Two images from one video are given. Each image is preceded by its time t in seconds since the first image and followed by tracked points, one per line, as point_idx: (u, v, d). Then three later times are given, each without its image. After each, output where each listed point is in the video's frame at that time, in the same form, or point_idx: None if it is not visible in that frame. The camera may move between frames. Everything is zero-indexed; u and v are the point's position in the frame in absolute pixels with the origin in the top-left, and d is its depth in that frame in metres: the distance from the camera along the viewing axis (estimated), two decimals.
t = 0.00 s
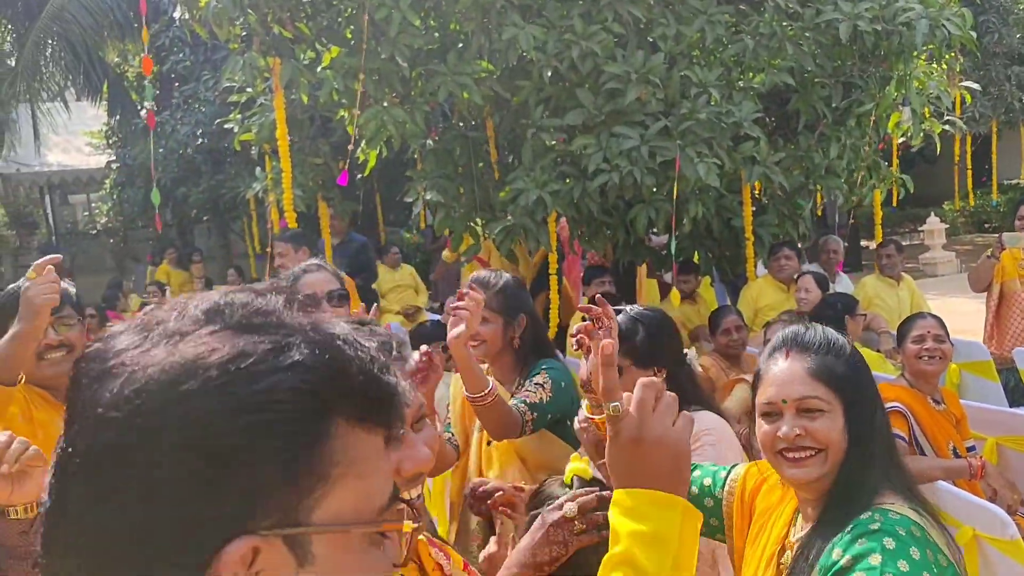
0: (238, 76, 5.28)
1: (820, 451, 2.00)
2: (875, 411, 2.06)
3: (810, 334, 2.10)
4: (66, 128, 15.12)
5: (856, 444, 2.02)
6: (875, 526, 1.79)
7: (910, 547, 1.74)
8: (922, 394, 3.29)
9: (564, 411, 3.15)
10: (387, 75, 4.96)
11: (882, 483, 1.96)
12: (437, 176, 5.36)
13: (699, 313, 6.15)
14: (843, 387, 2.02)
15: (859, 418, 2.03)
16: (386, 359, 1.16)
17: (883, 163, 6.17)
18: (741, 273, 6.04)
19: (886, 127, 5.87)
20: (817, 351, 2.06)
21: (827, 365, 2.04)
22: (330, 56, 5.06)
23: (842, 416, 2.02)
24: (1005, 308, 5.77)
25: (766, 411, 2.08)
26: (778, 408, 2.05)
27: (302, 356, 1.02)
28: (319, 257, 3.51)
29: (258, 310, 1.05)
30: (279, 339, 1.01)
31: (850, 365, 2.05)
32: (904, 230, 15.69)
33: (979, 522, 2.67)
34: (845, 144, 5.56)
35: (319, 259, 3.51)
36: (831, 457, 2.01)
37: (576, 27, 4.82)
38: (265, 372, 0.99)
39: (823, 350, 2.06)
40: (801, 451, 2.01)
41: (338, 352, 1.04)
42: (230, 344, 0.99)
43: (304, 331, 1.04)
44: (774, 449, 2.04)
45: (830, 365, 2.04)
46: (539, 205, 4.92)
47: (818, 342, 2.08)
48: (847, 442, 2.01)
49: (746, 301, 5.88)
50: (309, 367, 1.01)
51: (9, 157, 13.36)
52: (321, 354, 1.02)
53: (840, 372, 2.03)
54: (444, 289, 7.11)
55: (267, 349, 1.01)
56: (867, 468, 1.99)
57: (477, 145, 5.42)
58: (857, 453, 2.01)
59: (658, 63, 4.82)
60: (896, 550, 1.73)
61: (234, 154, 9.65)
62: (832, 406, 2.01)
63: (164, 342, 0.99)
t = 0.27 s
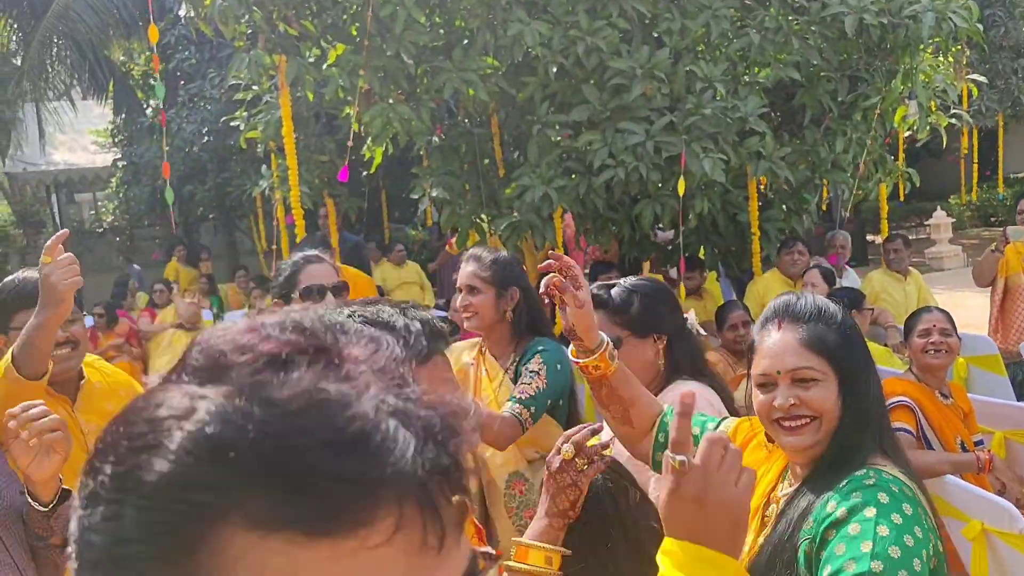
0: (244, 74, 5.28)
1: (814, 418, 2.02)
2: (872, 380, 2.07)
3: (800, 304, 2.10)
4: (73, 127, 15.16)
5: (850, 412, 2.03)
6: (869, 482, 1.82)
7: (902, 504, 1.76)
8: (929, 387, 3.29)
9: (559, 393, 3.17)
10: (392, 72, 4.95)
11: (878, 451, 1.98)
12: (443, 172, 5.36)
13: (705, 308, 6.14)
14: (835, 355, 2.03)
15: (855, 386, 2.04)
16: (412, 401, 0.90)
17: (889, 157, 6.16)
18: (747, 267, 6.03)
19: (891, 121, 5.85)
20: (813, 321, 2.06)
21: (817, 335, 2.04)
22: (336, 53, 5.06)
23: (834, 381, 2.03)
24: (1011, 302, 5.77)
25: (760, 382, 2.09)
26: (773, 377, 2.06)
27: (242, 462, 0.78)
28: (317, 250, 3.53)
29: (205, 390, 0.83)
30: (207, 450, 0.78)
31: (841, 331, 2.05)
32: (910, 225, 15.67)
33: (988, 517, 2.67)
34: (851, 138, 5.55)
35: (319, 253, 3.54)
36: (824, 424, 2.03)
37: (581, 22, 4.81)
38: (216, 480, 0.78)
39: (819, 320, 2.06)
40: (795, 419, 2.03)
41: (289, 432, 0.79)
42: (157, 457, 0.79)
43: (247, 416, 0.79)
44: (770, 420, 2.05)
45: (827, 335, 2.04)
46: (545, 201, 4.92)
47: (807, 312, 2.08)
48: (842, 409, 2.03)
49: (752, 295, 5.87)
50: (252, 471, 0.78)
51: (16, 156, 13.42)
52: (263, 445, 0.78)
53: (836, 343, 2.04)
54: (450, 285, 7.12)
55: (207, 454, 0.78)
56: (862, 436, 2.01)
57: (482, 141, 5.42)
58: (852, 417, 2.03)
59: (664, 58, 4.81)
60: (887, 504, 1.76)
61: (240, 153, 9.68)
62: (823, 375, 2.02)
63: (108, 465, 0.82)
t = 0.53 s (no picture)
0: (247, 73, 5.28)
1: (802, 424, 2.11)
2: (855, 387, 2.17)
3: (790, 313, 2.18)
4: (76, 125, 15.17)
5: (837, 419, 2.13)
6: (887, 505, 1.88)
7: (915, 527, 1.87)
8: (936, 382, 3.29)
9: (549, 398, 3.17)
10: (395, 69, 4.95)
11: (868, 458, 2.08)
12: (447, 169, 5.36)
13: (710, 305, 6.12)
14: (823, 363, 2.13)
15: (840, 393, 2.14)
16: (547, 361, 0.82)
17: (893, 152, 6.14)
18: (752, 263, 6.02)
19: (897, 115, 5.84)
20: (800, 330, 2.14)
21: (806, 343, 2.13)
22: (338, 51, 5.06)
23: (820, 388, 2.12)
24: (1017, 296, 5.76)
25: (749, 389, 2.16)
26: (763, 385, 2.13)
27: (347, 379, 0.72)
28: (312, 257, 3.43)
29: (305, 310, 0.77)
30: (304, 362, 0.72)
31: (829, 338, 2.15)
32: (914, 219, 15.63)
33: (996, 513, 2.67)
34: (855, 133, 5.54)
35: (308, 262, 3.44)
36: (813, 430, 2.12)
37: (584, 19, 4.80)
38: (318, 400, 0.72)
39: (806, 329, 2.14)
40: (785, 427, 2.11)
41: (394, 355, 0.72)
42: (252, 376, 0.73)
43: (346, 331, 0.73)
44: (759, 424, 2.12)
45: (812, 344, 2.13)
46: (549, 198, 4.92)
47: (796, 320, 2.16)
48: (829, 415, 2.12)
49: (757, 291, 5.84)
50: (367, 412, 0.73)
51: (20, 156, 13.45)
52: (369, 368, 0.72)
53: (821, 351, 2.13)
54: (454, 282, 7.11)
55: (309, 369, 0.72)
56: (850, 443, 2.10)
57: (486, 138, 5.41)
58: (836, 423, 2.13)
59: (668, 55, 4.81)
60: (907, 529, 1.85)
61: (244, 150, 9.68)
62: (811, 383, 2.11)
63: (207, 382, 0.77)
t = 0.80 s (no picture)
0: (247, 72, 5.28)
1: (795, 424, 1.99)
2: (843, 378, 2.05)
3: (768, 310, 2.06)
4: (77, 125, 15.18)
5: (830, 412, 2.00)
6: (912, 489, 1.83)
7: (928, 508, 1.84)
8: (939, 377, 3.29)
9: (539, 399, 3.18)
10: (395, 68, 4.95)
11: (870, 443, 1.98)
12: (447, 168, 5.36)
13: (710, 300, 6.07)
14: (809, 358, 2.00)
15: (831, 385, 2.02)
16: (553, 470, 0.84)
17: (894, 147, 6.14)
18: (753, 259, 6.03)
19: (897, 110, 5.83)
20: (780, 325, 2.02)
21: (791, 340, 2.00)
22: (338, 50, 5.06)
23: (810, 384, 2.00)
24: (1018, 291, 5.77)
25: (737, 394, 2.04)
26: (751, 391, 2.01)
27: (376, 522, 0.74)
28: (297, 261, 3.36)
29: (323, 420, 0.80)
30: (330, 497, 0.73)
31: (811, 332, 2.02)
32: (914, 213, 15.64)
33: (999, 508, 2.69)
34: (855, 128, 5.54)
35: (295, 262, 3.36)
36: (806, 427, 2.00)
37: (583, 16, 4.80)
38: (346, 536, 0.73)
39: (786, 324, 2.02)
40: (778, 429, 1.98)
41: (424, 481, 0.74)
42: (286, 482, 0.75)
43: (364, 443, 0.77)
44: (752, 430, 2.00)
45: (796, 340, 2.00)
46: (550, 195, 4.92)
47: (775, 317, 2.03)
48: (822, 411, 2.00)
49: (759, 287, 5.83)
50: (391, 529, 0.74)
51: (21, 155, 13.48)
52: (400, 502, 0.74)
53: (806, 346, 2.01)
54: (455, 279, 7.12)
55: (340, 510, 0.73)
56: (851, 430, 1.99)
57: (486, 136, 5.41)
58: (832, 417, 2.00)
59: (668, 51, 4.81)
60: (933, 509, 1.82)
61: (244, 149, 9.69)
62: (800, 381, 1.99)
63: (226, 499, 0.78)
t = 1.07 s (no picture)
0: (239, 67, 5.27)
1: (794, 432, 2.01)
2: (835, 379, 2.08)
3: (758, 319, 2.06)
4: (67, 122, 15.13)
5: (826, 417, 2.03)
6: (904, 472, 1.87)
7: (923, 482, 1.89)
8: (934, 364, 3.31)
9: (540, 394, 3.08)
10: (388, 61, 4.93)
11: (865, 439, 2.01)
12: (441, 160, 5.36)
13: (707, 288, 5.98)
14: (801, 367, 2.02)
15: (824, 389, 2.05)
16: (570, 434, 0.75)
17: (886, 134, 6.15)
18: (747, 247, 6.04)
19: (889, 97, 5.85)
20: (773, 335, 2.03)
21: (784, 349, 2.02)
22: (331, 44, 5.04)
23: (805, 392, 2.03)
24: (1012, 276, 5.80)
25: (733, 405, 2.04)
26: (747, 401, 2.02)
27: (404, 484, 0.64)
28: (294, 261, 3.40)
29: (464, 329, 0.70)
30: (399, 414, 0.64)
31: (801, 339, 2.04)
32: (907, 198, 15.68)
33: (996, 492, 2.72)
34: (848, 116, 5.55)
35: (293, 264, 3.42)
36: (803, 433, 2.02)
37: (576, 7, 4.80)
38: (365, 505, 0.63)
39: (779, 333, 2.03)
40: (777, 438, 2.00)
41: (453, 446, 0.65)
42: (462, 382, 0.66)
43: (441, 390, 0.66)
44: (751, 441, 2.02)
45: (788, 348, 2.02)
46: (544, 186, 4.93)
47: (767, 326, 2.05)
48: (820, 418, 2.02)
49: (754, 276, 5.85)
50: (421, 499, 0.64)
51: (13, 154, 13.45)
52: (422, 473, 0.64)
53: (797, 353, 2.03)
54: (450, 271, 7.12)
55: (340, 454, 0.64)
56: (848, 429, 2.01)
57: (480, 128, 5.41)
58: (829, 422, 2.02)
59: (661, 42, 4.81)
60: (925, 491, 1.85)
61: (237, 145, 9.67)
62: (796, 389, 2.01)
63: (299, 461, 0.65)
